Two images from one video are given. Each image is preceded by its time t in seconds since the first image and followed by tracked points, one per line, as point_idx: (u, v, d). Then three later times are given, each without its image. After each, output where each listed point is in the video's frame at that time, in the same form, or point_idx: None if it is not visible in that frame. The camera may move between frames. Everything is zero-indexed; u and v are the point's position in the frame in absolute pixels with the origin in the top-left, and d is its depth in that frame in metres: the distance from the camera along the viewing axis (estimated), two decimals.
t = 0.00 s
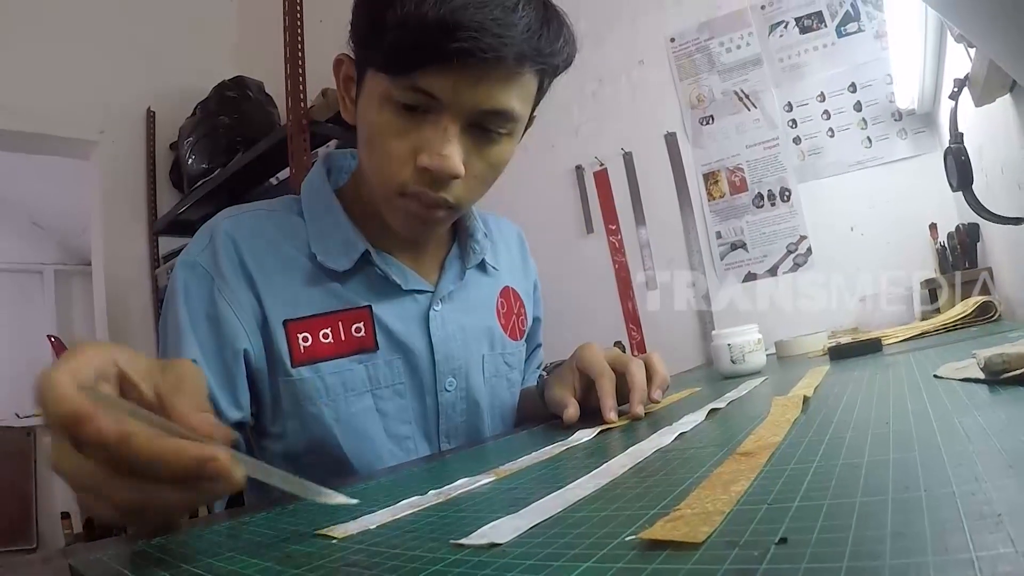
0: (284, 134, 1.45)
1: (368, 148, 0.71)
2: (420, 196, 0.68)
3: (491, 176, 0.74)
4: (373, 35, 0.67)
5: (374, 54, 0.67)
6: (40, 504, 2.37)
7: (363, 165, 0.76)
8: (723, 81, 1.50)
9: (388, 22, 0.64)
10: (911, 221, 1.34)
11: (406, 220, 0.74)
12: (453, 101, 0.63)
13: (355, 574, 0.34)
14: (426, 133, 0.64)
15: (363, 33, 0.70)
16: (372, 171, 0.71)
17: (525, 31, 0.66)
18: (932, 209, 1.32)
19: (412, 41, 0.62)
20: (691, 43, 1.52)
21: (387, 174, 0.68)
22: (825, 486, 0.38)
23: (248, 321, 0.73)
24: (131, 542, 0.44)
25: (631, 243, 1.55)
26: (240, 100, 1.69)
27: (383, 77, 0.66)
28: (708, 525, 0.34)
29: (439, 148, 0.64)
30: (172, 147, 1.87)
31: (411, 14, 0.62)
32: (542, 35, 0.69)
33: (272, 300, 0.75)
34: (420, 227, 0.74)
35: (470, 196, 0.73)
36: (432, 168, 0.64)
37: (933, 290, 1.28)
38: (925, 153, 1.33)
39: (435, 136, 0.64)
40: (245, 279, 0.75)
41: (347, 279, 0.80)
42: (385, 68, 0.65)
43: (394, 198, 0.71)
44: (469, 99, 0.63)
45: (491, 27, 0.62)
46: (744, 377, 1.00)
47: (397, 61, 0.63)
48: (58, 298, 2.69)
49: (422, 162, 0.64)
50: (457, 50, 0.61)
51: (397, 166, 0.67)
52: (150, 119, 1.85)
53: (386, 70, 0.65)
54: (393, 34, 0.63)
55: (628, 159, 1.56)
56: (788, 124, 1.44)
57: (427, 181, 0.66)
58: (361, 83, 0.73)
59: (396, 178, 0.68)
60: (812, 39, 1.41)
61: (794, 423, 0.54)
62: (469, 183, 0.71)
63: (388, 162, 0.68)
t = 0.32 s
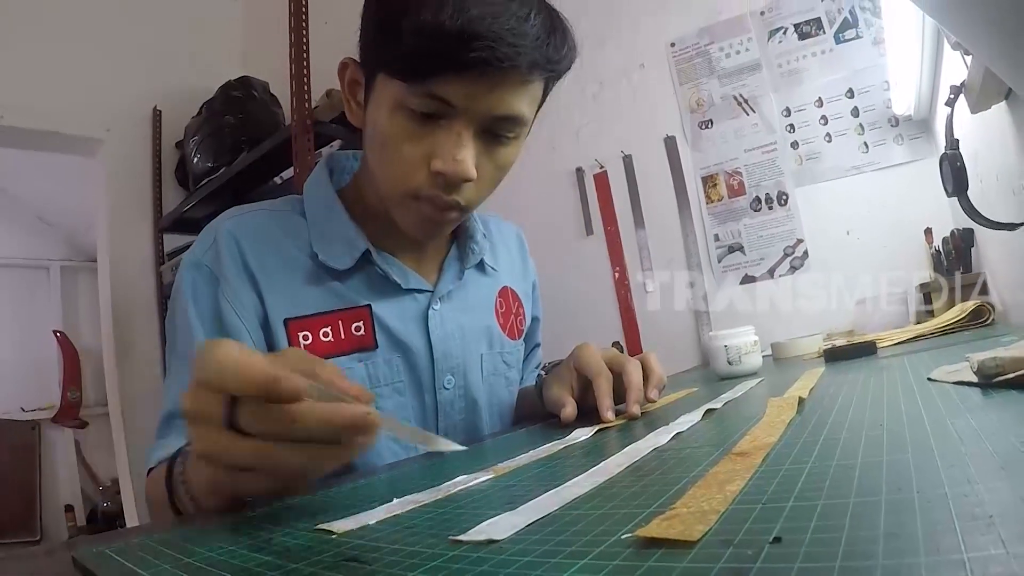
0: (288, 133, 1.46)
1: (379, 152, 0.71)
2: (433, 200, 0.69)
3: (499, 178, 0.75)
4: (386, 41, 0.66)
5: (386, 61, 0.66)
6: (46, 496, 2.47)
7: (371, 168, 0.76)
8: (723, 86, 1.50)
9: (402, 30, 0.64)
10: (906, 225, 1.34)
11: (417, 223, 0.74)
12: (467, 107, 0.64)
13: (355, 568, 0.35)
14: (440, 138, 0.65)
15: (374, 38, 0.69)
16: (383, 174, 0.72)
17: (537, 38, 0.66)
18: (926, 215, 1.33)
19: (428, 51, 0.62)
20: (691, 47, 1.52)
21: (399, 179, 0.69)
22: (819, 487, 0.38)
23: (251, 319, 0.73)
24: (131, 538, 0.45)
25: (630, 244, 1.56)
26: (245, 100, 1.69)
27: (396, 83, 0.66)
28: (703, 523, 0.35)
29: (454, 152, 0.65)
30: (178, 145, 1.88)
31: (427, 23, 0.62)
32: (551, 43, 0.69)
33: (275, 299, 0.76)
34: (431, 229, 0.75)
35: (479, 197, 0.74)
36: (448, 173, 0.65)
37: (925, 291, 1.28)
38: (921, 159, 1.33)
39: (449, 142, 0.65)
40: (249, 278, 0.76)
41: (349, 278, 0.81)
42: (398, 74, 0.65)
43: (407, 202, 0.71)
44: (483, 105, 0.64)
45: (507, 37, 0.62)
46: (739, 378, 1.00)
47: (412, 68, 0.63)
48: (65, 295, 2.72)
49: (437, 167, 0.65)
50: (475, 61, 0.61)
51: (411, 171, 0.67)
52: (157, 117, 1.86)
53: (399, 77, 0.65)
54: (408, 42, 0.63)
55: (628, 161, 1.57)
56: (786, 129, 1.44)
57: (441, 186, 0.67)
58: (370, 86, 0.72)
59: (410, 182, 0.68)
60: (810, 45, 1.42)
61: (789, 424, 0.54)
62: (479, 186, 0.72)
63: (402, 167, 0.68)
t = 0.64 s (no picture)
0: (292, 132, 1.47)
1: (413, 157, 0.71)
2: (467, 208, 0.70)
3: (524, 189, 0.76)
4: (433, 50, 0.66)
5: (432, 69, 0.67)
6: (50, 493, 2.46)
7: (401, 170, 0.76)
8: (722, 90, 1.51)
9: (452, 40, 0.64)
10: (901, 230, 1.35)
11: (443, 228, 0.75)
12: (511, 121, 0.64)
13: (353, 563, 0.35)
14: (480, 148, 0.66)
15: (418, 43, 0.69)
16: (415, 180, 0.72)
17: (580, 61, 0.68)
18: (920, 221, 1.33)
19: (480, 65, 0.62)
20: (691, 52, 1.53)
21: (434, 186, 0.69)
22: (814, 487, 0.39)
23: (268, 310, 0.74)
24: (136, 530, 0.45)
25: (629, 246, 1.56)
26: (251, 100, 1.69)
27: (440, 92, 0.66)
28: (698, 523, 0.35)
29: (494, 164, 0.66)
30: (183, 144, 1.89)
31: (480, 37, 0.62)
32: (591, 64, 0.70)
33: (292, 290, 0.76)
34: (457, 235, 0.76)
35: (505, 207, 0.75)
36: (486, 183, 0.66)
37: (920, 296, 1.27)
38: (916, 165, 1.34)
39: (491, 154, 0.66)
40: (269, 268, 0.76)
41: (364, 272, 0.81)
42: (443, 85, 0.65)
43: (438, 208, 0.72)
44: (526, 120, 0.65)
45: (556, 58, 0.63)
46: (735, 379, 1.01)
47: (460, 80, 0.64)
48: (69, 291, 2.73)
49: (477, 177, 0.66)
50: (525, 80, 0.62)
51: (447, 178, 0.68)
52: (163, 115, 1.87)
53: (445, 87, 0.65)
54: (458, 54, 0.63)
55: (627, 164, 1.58)
56: (784, 133, 1.45)
57: (476, 195, 0.68)
58: (408, 90, 0.72)
59: (445, 189, 0.69)
60: (808, 52, 1.43)
61: (785, 425, 0.55)
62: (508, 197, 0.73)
63: (438, 174, 0.68)
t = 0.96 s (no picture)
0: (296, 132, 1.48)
1: (437, 165, 0.71)
2: (488, 217, 0.71)
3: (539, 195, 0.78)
4: (461, 62, 0.66)
5: (460, 81, 0.66)
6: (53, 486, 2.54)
7: (421, 176, 0.76)
8: (721, 95, 1.51)
9: (482, 54, 0.64)
10: (896, 234, 1.35)
11: (461, 233, 0.76)
12: (538, 135, 0.65)
13: (352, 558, 0.36)
14: (505, 160, 0.67)
15: (444, 52, 0.68)
16: (438, 187, 0.72)
17: (604, 80, 0.68)
18: (916, 224, 1.33)
19: (511, 82, 0.62)
20: (691, 57, 1.54)
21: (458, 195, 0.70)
22: (807, 488, 0.39)
23: (281, 308, 0.75)
24: (140, 524, 0.46)
25: (628, 247, 1.57)
26: (256, 100, 1.70)
27: (469, 105, 0.66)
28: (693, 522, 0.36)
29: (519, 175, 0.67)
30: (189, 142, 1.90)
31: (511, 54, 0.62)
32: (612, 81, 0.71)
33: (304, 287, 0.77)
34: (474, 240, 0.77)
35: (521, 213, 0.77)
36: (510, 195, 0.67)
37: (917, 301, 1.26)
38: (911, 171, 1.35)
39: (516, 167, 0.67)
40: (283, 266, 0.77)
41: (372, 271, 0.81)
42: (474, 98, 0.65)
43: (459, 216, 0.73)
44: (552, 136, 0.66)
45: (584, 79, 0.64)
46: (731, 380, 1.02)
47: (489, 94, 0.64)
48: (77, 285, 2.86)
49: (501, 188, 0.67)
50: (554, 98, 0.63)
51: (471, 188, 0.69)
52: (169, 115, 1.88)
53: (473, 99, 0.65)
54: (489, 69, 0.63)
55: (627, 167, 1.58)
56: (782, 138, 1.45)
57: (499, 205, 0.69)
58: (434, 97, 0.72)
59: (468, 198, 0.70)
60: (807, 57, 1.43)
61: (780, 425, 0.55)
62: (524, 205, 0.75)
63: (462, 184, 0.69)
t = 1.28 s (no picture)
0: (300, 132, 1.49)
1: (457, 174, 0.71)
2: (507, 225, 0.72)
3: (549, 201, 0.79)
4: (483, 71, 0.66)
5: (482, 91, 0.66)
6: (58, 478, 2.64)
7: (437, 182, 0.76)
8: (720, 99, 1.52)
9: (507, 65, 0.64)
10: (892, 239, 1.36)
11: (474, 237, 0.77)
12: (559, 148, 0.66)
13: (352, 553, 0.36)
14: (525, 171, 0.68)
15: (464, 60, 0.68)
16: (457, 195, 0.72)
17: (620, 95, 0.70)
18: (911, 229, 1.34)
19: (537, 96, 0.63)
20: (691, 61, 1.54)
21: (477, 203, 0.70)
22: (801, 488, 0.40)
23: (292, 302, 0.76)
24: (143, 517, 0.46)
25: (626, 249, 1.58)
26: (260, 101, 1.71)
27: (496, 117, 0.66)
28: (688, 520, 0.36)
29: (538, 186, 0.68)
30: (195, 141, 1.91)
31: (537, 69, 0.63)
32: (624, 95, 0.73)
33: (314, 283, 0.78)
34: (486, 245, 0.78)
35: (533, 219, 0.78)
36: (529, 205, 0.68)
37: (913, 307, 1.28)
38: (907, 176, 1.35)
39: (538, 177, 0.68)
40: (294, 261, 0.78)
41: (381, 268, 0.82)
42: (501, 111, 0.65)
43: (476, 223, 0.73)
44: (573, 148, 0.67)
45: (606, 96, 0.66)
46: (726, 382, 1.02)
47: (515, 107, 0.64)
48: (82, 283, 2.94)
49: (521, 198, 0.68)
50: (578, 114, 0.64)
51: (489, 197, 0.69)
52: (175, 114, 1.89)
53: (497, 111, 0.66)
54: (515, 82, 0.63)
55: (626, 170, 1.59)
56: (780, 142, 1.46)
57: (517, 214, 0.70)
58: (455, 106, 0.71)
59: (485, 206, 0.70)
60: (806, 63, 1.43)
61: (775, 426, 0.56)
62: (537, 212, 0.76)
63: (481, 191, 0.69)
